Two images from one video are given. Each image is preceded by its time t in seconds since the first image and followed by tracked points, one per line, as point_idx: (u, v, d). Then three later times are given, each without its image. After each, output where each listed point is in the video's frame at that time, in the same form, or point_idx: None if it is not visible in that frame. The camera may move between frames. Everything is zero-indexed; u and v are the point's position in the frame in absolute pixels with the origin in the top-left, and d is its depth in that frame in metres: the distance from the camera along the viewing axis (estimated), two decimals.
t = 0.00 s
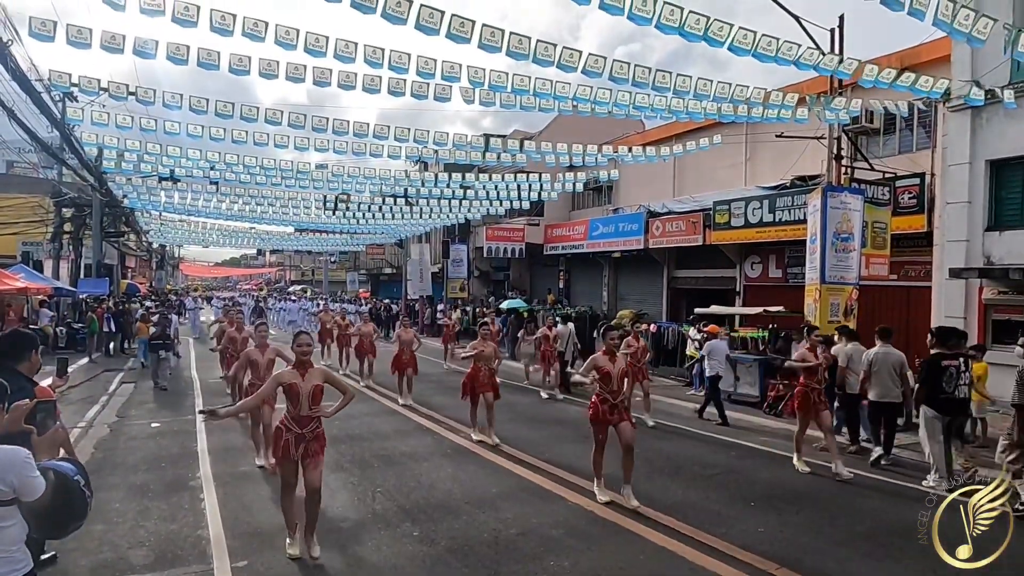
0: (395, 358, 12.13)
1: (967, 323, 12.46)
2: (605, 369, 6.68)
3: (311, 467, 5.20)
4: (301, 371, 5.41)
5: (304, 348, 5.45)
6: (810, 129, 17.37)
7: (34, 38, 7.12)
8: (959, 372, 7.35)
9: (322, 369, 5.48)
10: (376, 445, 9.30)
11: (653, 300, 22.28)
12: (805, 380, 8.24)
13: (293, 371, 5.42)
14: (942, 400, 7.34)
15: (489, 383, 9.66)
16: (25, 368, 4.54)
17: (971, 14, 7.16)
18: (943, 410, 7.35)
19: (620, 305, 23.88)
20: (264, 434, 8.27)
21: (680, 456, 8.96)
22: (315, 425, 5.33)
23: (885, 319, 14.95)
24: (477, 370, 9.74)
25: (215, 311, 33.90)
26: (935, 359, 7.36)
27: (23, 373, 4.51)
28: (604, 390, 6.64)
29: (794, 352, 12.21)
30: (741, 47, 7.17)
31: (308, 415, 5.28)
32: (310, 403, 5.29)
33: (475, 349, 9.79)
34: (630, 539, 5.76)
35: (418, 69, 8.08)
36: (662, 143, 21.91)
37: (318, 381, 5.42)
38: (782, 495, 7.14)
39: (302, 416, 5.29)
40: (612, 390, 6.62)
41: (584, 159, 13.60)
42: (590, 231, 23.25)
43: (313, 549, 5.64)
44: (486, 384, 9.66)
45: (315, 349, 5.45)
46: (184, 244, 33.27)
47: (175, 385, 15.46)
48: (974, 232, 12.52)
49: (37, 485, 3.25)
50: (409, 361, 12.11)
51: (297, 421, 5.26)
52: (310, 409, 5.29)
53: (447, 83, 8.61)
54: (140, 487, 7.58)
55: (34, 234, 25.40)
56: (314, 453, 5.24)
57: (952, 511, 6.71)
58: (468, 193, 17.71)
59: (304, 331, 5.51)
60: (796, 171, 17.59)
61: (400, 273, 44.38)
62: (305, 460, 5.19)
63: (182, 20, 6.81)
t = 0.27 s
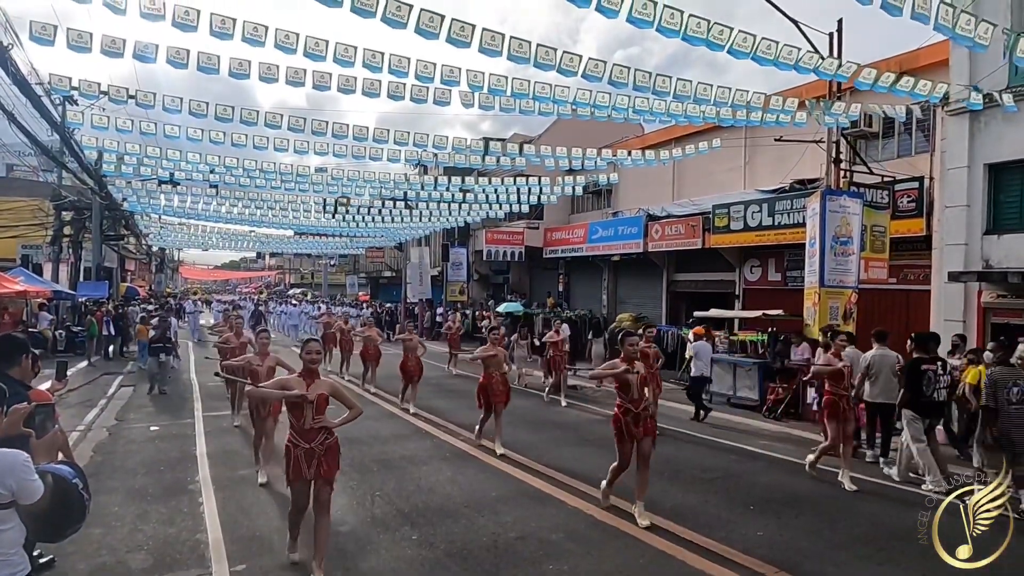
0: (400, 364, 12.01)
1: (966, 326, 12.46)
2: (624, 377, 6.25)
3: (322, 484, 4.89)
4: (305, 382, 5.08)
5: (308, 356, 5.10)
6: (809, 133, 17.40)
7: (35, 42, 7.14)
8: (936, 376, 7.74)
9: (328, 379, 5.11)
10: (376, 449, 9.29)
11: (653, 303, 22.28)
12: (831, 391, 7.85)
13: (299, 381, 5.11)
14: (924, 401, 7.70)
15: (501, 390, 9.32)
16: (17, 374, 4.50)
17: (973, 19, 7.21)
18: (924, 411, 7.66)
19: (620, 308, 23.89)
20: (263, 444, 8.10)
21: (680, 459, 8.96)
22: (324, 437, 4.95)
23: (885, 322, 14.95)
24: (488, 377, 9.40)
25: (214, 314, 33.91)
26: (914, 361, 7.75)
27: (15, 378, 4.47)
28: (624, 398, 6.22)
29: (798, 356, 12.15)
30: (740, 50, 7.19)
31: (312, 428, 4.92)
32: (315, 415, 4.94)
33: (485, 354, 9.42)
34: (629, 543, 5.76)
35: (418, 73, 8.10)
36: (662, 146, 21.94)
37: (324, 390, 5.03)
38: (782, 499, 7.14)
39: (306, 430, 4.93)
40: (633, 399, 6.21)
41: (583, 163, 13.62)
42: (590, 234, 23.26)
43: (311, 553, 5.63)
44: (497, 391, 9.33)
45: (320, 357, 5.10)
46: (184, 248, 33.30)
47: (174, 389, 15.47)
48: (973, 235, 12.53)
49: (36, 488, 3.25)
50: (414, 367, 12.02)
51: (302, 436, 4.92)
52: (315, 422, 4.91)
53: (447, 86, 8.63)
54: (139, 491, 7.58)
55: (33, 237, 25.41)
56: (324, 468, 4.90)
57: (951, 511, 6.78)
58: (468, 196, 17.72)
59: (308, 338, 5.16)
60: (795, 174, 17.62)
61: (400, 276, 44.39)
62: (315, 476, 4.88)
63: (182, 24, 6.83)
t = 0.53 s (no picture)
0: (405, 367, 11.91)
1: (966, 328, 12.45)
2: (648, 382, 5.98)
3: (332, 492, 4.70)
4: (316, 386, 4.87)
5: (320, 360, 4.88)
6: (809, 135, 17.40)
7: (36, 44, 7.15)
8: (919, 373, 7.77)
9: (340, 383, 4.91)
10: (375, 451, 9.28)
11: (653, 305, 22.28)
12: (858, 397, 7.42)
13: (309, 385, 4.90)
14: (905, 399, 7.79)
15: (509, 395, 8.98)
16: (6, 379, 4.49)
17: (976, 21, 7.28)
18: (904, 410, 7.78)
19: (620, 310, 23.88)
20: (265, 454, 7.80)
21: (679, 462, 8.95)
22: (335, 444, 4.79)
23: (885, 324, 14.95)
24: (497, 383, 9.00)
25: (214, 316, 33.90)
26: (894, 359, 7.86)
27: (5, 385, 4.47)
28: (648, 405, 5.95)
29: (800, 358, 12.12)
30: (740, 53, 7.19)
31: (323, 435, 4.75)
32: (327, 422, 4.76)
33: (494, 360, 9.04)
34: (629, 545, 5.75)
35: (418, 75, 8.11)
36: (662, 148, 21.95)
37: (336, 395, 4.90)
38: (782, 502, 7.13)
39: (318, 436, 4.75)
40: (657, 406, 5.95)
41: (584, 165, 13.62)
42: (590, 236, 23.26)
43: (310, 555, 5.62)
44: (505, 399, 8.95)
45: (333, 361, 4.89)
46: (184, 250, 33.30)
47: (174, 391, 15.47)
48: (973, 237, 12.53)
49: (33, 490, 3.25)
50: (419, 370, 11.92)
51: (313, 442, 4.75)
52: (326, 428, 4.75)
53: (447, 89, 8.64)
54: (138, 493, 7.57)
55: (34, 238, 25.42)
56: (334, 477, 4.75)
57: (951, 511, 6.83)
58: (468, 198, 17.72)
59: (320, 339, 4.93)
60: (795, 176, 17.62)
61: (400, 278, 44.39)
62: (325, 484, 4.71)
63: (182, 26, 6.83)
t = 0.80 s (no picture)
0: (411, 369, 11.83)
1: (966, 328, 12.45)
2: (674, 387, 5.68)
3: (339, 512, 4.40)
4: (328, 394, 4.53)
5: (333, 366, 4.55)
6: (809, 136, 17.39)
7: (35, 44, 7.14)
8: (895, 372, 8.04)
9: (354, 391, 4.60)
10: (374, 452, 9.27)
11: (653, 306, 22.27)
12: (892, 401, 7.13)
13: (319, 394, 4.55)
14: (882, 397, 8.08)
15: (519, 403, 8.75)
16: None
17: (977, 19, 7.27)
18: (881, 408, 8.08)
19: (619, 311, 23.87)
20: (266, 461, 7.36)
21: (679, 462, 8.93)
22: (345, 459, 4.47)
23: (885, 325, 14.94)
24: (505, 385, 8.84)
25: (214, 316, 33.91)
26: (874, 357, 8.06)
27: None
28: (675, 413, 5.67)
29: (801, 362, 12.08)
30: (740, 53, 7.19)
31: (338, 448, 4.44)
32: (342, 434, 4.45)
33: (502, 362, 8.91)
34: (628, 546, 5.74)
35: (417, 75, 8.10)
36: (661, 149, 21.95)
37: (350, 405, 4.56)
38: (782, 503, 7.12)
39: (329, 449, 4.43)
40: (683, 413, 5.69)
41: (583, 166, 13.62)
42: (589, 237, 23.25)
43: (309, 557, 5.61)
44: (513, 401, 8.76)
45: (346, 368, 4.58)
46: (184, 251, 33.32)
47: (173, 391, 15.47)
48: (972, 238, 12.52)
49: (28, 489, 3.25)
50: (424, 374, 11.83)
51: (325, 456, 4.42)
52: (340, 441, 4.44)
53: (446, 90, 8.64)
54: (136, 494, 7.55)
55: (33, 239, 25.42)
56: (345, 493, 4.45)
57: (951, 511, 6.83)
58: (467, 199, 17.71)
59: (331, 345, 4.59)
60: (795, 177, 17.62)
61: (400, 278, 44.39)
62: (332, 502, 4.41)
63: (181, 26, 6.82)
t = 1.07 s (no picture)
0: (416, 371, 11.71)
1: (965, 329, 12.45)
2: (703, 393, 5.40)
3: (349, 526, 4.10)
4: (336, 398, 4.30)
5: (343, 368, 4.33)
6: (809, 136, 17.38)
7: (34, 43, 7.13)
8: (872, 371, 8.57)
9: (363, 396, 4.36)
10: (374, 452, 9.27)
11: (652, 306, 22.25)
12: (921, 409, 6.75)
13: (327, 399, 4.32)
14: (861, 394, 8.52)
15: (530, 403, 8.14)
16: None
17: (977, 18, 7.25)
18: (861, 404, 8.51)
19: (619, 311, 23.86)
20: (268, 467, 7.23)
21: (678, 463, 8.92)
22: (356, 468, 4.20)
23: (884, 325, 14.93)
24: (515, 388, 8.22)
25: (213, 317, 33.89)
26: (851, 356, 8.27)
27: None
28: (698, 417, 5.36)
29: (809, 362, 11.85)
30: (741, 53, 7.19)
31: (346, 456, 4.18)
32: (350, 440, 4.20)
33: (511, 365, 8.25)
34: (627, 546, 5.73)
35: (417, 75, 8.10)
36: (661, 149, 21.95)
37: (360, 412, 4.31)
38: (782, 503, 7.11)
39: (338, 459, 4.17)
40: (708, 419, 5.36)
41: (583, 166, 13.62)
42: (589, 237, 23.24)
43: (309, 557, 5.61)
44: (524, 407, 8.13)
45: (356, 372, 4.35)
46: (183, 250, 33.29)
47: (173, 392, 15.44)
48: (972, 238, 12.53)
49: (26, 490, 3.24)
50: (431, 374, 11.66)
51: (332, 465, 4.16)
52: (348, 450, 4.18)
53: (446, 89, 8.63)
54: (135, 494, 7.55)
55: (33, 238, 25.39)
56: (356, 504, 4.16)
57: (951, 511, 6.84)
58: (467, 199, 17.69)
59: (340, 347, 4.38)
60: (794, 177, 17.63)
61: (400, 279, 44.37)
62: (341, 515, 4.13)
63: (181, 25, 6.81)
